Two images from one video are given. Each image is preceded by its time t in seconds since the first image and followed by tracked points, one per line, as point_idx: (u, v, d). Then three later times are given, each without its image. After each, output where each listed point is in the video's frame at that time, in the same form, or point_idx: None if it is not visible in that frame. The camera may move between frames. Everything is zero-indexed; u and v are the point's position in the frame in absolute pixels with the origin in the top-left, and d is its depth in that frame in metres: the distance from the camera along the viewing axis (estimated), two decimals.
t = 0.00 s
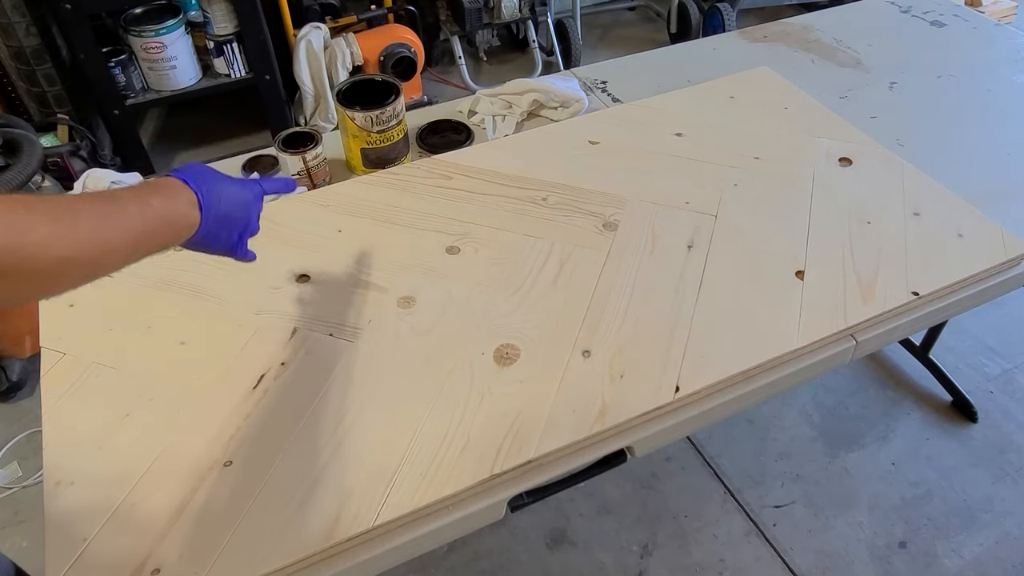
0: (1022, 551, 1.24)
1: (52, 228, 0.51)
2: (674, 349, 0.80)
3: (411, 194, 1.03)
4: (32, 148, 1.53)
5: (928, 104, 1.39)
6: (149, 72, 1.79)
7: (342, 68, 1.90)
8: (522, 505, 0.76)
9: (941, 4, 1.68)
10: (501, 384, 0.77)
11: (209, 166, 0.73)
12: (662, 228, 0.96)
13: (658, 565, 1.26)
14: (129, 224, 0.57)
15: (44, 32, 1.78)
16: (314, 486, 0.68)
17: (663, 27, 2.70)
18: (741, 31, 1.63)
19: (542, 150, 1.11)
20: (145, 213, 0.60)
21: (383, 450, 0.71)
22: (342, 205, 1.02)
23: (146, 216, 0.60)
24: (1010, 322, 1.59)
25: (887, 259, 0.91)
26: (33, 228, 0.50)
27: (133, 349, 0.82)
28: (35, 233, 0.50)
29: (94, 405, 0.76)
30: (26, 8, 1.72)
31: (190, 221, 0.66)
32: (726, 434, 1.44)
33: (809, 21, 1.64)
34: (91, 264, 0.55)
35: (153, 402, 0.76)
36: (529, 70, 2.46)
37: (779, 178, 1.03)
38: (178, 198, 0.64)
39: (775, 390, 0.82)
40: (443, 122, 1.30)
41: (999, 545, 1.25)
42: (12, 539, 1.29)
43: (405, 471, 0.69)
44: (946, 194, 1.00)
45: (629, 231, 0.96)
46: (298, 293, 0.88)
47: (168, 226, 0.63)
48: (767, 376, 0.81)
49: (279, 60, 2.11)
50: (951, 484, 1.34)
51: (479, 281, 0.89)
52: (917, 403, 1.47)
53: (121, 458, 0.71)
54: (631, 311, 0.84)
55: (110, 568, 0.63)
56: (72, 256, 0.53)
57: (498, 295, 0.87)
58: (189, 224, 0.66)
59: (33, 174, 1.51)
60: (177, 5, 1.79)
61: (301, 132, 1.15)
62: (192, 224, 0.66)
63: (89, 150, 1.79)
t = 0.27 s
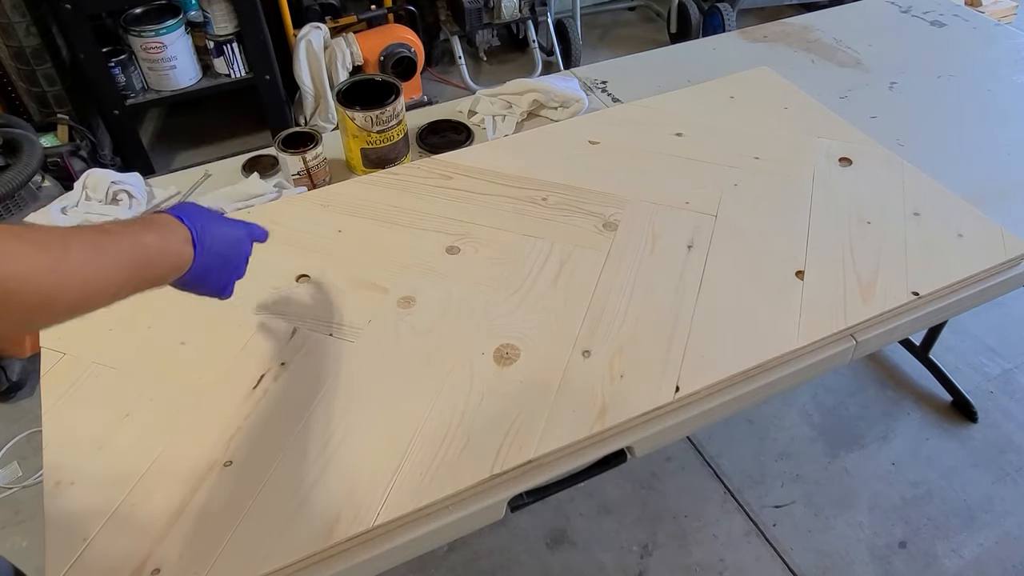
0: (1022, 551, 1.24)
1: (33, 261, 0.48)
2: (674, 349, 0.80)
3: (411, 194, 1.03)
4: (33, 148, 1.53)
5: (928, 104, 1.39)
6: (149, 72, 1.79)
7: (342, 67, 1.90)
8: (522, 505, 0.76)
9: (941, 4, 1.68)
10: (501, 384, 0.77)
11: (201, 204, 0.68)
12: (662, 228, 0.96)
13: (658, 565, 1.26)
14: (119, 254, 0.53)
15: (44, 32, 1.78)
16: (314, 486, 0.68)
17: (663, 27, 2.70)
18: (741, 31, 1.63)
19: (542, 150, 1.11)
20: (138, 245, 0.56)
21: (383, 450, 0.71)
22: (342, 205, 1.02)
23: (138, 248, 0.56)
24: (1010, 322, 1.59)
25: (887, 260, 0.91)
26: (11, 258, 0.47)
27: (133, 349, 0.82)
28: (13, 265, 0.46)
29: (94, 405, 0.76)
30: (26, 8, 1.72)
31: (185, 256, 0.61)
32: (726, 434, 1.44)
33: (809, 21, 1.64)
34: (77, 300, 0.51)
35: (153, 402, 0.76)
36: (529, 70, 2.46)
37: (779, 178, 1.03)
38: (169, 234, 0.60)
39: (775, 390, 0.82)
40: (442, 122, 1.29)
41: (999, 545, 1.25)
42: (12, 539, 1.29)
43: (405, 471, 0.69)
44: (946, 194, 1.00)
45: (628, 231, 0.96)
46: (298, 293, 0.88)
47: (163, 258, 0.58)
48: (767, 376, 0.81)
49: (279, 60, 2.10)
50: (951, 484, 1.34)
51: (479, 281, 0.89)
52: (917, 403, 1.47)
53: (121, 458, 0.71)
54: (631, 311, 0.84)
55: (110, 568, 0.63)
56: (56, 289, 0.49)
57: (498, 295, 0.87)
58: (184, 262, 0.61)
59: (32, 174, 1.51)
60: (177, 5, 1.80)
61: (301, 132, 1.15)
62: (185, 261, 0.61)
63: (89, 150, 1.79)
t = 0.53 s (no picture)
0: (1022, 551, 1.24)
1: None
2: (674, 349, 0.80)
3: (411, 194, 1.03)
4: (32, 148, 1.54)
5: (928, 104, 1.39)
6: (149, 72, 1.79)
7: (342, 67, 1.90)
8: (522, 505, 0.76)
9: (941, 4, 1.68)
10: (501, 384, 0.77)
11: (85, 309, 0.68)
12: (662, 228, 0.96)
13: (658, 565, 1.26)
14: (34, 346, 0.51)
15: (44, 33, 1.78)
16: (315, 485, 0.68)
17: (663, 26, 2.70)
18: (741, 31, 1.63)
19: (542, 150, 1.11)
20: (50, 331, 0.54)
21: (383, 450, 0.71)
22: (342, 205, 1.02)
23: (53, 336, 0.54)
24: (1010, 322, 1.59)
25: (887, 259, 0.91)
26: None
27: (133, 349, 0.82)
28: None
29: (94, 406, 0.76)
30: (26, 8, 1.72)
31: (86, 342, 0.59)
32: (726, 434, 1.44)
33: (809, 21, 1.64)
34: None
35: (153, 402, 0.76)
36: (529, 70, 2.46)
37: (779, 178, 1.03)
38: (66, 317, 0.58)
39: (775, 390, 0.82)
40: (443, 122, 1.29)
41: (999, 545, 1.25)
42: (12, 539, 1.29)
43: (405, 471, 0.69)
44: (945, 194, 1.00)
45: (628, 231, 0.96)
46: (298, 293, 0.88)
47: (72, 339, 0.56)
48: (767, 375, 0.81)
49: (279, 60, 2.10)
50: (951, 484, 1.34)
51: (479, 281, 0.89)
52: (917, 403, 1.47)
53: (121, 459, 0.71)
54: (631, 311, 0.84)
55: (110, 568, 0.63)
56: None
57: (498, 295, 0.87)
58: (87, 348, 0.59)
59: (32, 174, 1.52)
60: (177, 5, 1.80)
61: (301, 132, 1.15)
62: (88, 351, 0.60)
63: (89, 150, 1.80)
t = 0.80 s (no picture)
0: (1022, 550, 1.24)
1: None
2: (674, 349, 0.80)
3: (411, 194, 1.03)
4: (33, 148, 1.54)
5: (928, 104, 1.39)
6: (149, 72, 1.80)
7: (342, 67, 1.90)
8: (522, 505, 0.76)
9: (941, 5, 1.68)
10: (501, 384, 0.77)
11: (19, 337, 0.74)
12: (662, 228, 0.96)
13: (658, 565, 1.26)
14: None
15: (45, 33, 1.78)
16: (315, 485, 0.68)
17: (663, 27, 2.70)
18: (740, 31, 1.63)
19: (542, 150, 1.11)
20: None
21: (383, 450, 0.71)
22: (342, 205, 1.02)
23: None
24: (1010, 322, 1.59)
25: (887, 259, 0.91)
26: None
27: (133, 349, 0.82)
28: None
29: (94, 406, 0.76)
30: (26, 8, 1.72)
31: None
32: (726, 434, 1.44)
33: (809, 21, 1.64)
34: None
35: (153, 402, 0.76)
36: (530, 70, 2.46)
37: (779, 178, 1.03)
38: None
39: (775, 390, 0.82)
40: (443, 122, 1.29)
41: (999, 545, 1.25)
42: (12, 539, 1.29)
43: (405, 471, 0.69)
44: (945, 194, 1.00)
45: (628, 231, 0.96)
46: (298, 293, 0.88)
47: None
48: (767, 375, 0.81)
49: (279, 60, 2.10)
50: (951, 484, 1.34)
51: (479, 281, 0.89)
52: (917, 403, 1.47)
53: (121, 458, 0.71)
54: (631, 311, 0.85)
55: (110, 568, 0.63)
56: None
57: (498, 295, 0.87)
58: None
59: (33, 174, 1.52)
60: (177, 5, 1.80)
61: (302, 133, 1.15)
62: None
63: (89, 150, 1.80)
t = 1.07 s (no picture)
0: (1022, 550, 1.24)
1: None
2: (674, 349, 0.80)
3: (411, 194, 1.03)
4: (32, 148, 1.54)
5: (928, 104, 1.39)
6: (149, 72, 1.80)
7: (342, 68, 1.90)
8: (522, 505, 0.76)
9: (941, 5, 1.68)
10: (501, 384, 0.77)
11: None
12: (662, 228, 0.96)
13: (657, 565, 1.26)
14: None
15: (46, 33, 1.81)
16: (315, 484, 0.68)
17: (663, 26, 2.70)
18: (741, 31, 1.63)
19: (542, 150, 1.11)
20: None
21: (383, 451, 0.71)
22: (342, 205, 1.02)
23: None
24: (1010, 322, 1.59)
25: (887, 259, 0.91)
26: None
27: (133, 349, 0.82)
28: None
29: (94, 406, 0.76)
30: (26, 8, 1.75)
31: None
32: (726, 434, 1.44)
33: (809, 21, 1.64)
34: None
35: (153, 402, 0.76)
36: (530, 70, 2.46)
37: (779, 178, 1.03)
38: None
39: (775, 390, 0.82)
40: (443, 122, 1.29)
41: (998, 545, 1.25)
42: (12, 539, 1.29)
43: (406, 471, 0.69)
44: (945, 194, 1.00)
45: (628, 231, 0.96)
46: (298, 293, 0.88)
47: None
48: (767, 375, 0.81)
49: (279, 60, 2.10)
50: (951, 484, 1.34)
51: (479, 281, 0.89)
52: (917, 403, 1.47)
53: (121, 458, 0.71)
54: (631, 311, 0.85)
55: (110, 568, 0.63)
56: None
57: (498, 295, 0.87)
58: None
59: (33, 174, 1.53)
60: (177, 5, 1.80)
61: (302, 133, 1.15)
62: None
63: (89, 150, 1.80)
